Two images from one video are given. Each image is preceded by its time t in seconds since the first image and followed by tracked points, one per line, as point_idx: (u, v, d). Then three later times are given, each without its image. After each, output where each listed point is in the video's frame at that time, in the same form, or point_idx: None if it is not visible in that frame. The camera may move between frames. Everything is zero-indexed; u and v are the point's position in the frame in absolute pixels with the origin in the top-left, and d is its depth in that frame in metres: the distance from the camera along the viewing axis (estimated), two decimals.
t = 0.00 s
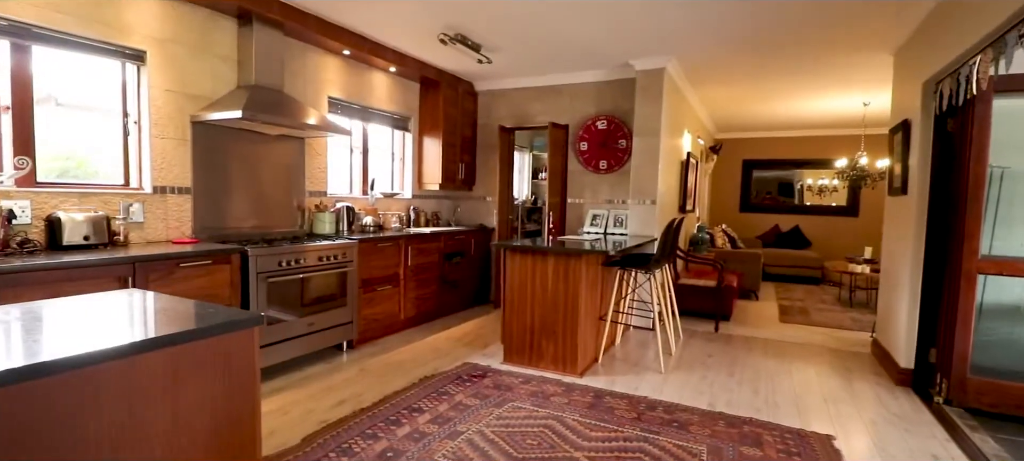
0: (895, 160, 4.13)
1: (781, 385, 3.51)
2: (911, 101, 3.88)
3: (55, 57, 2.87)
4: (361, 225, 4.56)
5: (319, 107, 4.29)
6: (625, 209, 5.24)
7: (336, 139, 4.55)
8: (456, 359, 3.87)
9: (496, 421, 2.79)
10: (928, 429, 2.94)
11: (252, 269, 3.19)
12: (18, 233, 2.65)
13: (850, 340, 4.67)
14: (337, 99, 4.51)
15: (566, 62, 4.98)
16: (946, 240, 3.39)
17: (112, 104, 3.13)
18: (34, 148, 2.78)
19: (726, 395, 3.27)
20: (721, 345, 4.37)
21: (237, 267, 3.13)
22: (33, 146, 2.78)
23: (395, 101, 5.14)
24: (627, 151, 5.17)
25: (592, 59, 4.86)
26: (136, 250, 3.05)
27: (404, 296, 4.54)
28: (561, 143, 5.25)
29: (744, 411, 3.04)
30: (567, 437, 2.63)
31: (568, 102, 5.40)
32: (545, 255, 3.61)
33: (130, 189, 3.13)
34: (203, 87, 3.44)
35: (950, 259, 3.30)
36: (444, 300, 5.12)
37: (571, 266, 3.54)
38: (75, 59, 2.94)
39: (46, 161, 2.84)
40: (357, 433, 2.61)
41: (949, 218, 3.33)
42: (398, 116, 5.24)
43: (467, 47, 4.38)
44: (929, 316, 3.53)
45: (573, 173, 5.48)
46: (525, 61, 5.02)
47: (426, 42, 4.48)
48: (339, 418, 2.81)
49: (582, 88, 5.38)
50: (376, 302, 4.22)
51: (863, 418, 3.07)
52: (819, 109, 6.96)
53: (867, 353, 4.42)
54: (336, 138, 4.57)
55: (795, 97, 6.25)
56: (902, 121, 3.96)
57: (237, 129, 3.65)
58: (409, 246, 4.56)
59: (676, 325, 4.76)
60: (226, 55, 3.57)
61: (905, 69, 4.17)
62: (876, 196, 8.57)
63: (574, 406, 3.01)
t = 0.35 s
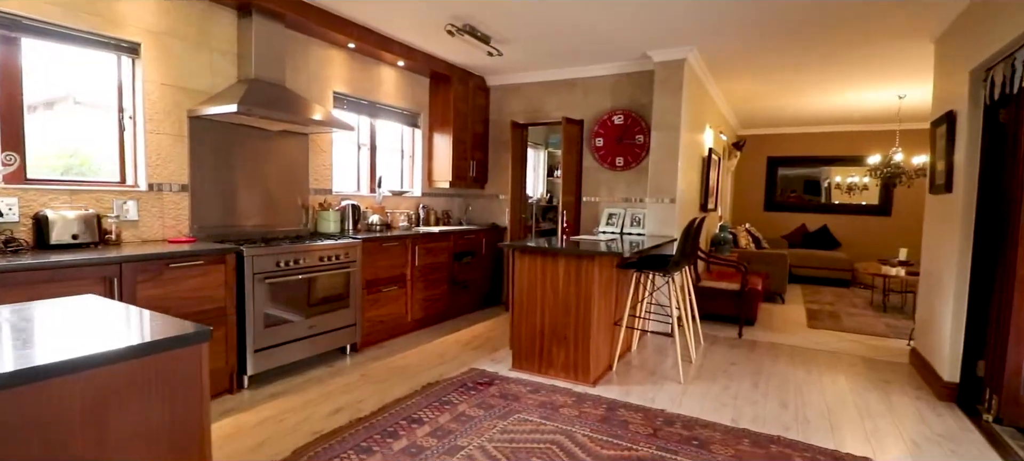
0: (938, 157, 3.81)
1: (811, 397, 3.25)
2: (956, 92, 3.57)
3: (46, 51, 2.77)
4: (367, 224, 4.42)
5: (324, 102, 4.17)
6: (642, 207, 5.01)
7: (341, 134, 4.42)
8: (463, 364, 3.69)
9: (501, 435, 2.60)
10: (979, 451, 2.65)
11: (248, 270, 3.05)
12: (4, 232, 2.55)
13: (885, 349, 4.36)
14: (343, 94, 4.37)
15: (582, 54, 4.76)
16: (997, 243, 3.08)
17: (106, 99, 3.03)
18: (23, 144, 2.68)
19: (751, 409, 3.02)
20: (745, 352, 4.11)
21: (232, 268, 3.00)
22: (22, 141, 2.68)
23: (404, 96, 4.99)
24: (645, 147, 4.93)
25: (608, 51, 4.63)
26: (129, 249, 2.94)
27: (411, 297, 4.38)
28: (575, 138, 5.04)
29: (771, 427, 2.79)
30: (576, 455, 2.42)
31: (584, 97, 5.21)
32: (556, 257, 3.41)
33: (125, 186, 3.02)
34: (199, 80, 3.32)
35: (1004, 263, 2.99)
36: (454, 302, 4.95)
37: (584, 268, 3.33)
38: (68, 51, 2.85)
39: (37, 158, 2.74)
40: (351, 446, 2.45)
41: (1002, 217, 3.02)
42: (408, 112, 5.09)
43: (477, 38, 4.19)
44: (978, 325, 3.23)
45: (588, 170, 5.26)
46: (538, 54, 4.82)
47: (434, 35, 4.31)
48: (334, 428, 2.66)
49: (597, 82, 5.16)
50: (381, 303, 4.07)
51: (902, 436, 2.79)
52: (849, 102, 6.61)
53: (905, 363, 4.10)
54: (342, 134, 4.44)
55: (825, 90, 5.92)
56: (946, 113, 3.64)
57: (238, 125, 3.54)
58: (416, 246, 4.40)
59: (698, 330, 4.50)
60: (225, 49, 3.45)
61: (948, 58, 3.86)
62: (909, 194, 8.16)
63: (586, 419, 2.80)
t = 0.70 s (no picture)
0: (995, 152, 3.46)
1: (852, 417, 2.96)
2: (1017, 81, 3.22)
3: (47, 48, 2.71)
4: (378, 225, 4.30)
5: (334, 100, 4.06)
6: (666, 208, 4.75)
7: (353, 133, 4.32)
8: (473, 373, 3.51)
9: (507, 454, 2.40)
10: None
11: (249, 273, 2.95)
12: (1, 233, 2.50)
13: (934, 364, 4.00)
14: (354, 92, 4.26)
15: (602, 47, 4.54)
16: None
17: (109, 97, 2.96)
18: (22, 143, 2.63)
19: (785, 430, 2.74)
20: (779, 364, 3.81)
21: (232, 271, 2.90)
22: (21, 141, 2.62)
23: (419, 94, 4.86)
24: (669, 145, 4.67)
25: (630, 43, 4.40)
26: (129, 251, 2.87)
27: (422, 301, 4.23)
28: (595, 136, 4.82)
29: (807, 451, 2.52)
30: None
31: (605, 94, 5.00)
32: (571, 261, 3.20)
33: (127, 186, 2.95)
34: (202, 78, 3.23)
35: None
36: (469, 306, 4.79)
37: (601, 273, 3.11)
38: (69, 49, 2.78)
39: (37, 157, 2.69)
40: None
41: None
42: (423, 110, 4.95)
43: (490, 32, 4.02)
44: None
45: (610, 170, 5.03)
46: (556, 48, 4.61)
47: (447, 30, 4.16)
48: (331, 442, 2.51)
49: (619, 77, 4.92)
50: (391, 308, 3.93)
51: None
52: (892, 96, 6.18)
53: (957, 379, 3.74)
54: (353, 133, 4.33)
55: (865, 84, 5.55)
56: (1005, 105, 3.29)
57: (244, 124, 3.45)
58: (429, 248, 4.26)
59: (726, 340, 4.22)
60: (230, 46, 3.37)
61: (1006, 44, 3.50)
62: (958, 194, 7.63)
63: (601, 437, 2.58)
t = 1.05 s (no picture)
0: None
1: (904, 448, 2.63)
2: None
3: (53, 50, 2.69)
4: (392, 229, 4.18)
5: (348, 101, 3.97)
6: (696, 212, 4.46)
7: (367, 134, 4.22)
8: (486, 386, 3.33)
9: None
10: None
11: (251, 278, 2.85)
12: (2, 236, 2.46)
13: (999, 386, 3.58)
14: (369, 92, 4.16)
15: (627, 42, 4.30)
16: None
17: (117, 99, 2.93)
18: (27, 146, 2.60)
19: None
20: (819, 383, 3.48)
21: (234, 277, 2.81)
22: (26, 143, 2.60)
23: (437, 95, 4.73)
24: (699, 144, 4.38)
25: (657, 37, 4.14)
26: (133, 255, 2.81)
27: (437, 308, 4.08)
28: (619, 136, 4.58)
29: None
30: None
31: (630, 91, 4.75)
32: (588, 270, 2.99)
33: (133, 189, 2.90)
34: (210, 78, 3.17)
35: None
36: (487, 313, 4.61)
37: (620, 283, 2.89)
38: (76, 51, 2.76)
39: (42, 159, 2.66)
40: None
41: None
42: (441, 111, 4.82)
43: (507, 28, 3.84)
44: None
45: (635, 171, 4.78)
46: (578, 44, 4.40)
47: (463, 27, 4.01)
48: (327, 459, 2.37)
49: (645, 74, 4.66)
50: (403, 315, 3.80)
51: None
52: (947, 91, 5.69)
53: None
54: (367, 134, 4.23)
55: (918, 77, 5.11)
56: None
57: (254, 126, 3.38)
58: (444, 253, 4.11)
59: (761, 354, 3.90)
60: (239, 46, 3.30)
61: None
62: (1022, 197, 7.00)
63: None
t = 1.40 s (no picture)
0: None
1: None
2: None
3: (66, 54, 2.67)
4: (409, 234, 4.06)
5: (365, 103, 3.88)
6: (730, 218, 4.16)
7: (384, 137, 4.13)
8: (499, 400, 3.15)
9: None
10: None
11: (255, 284, 2.77)
12: (10, 239, 2.44)
13: None
14: (386, 94, 4.07)
15: (655, 37, 4.06)
16: None
17: (130, 102, 2.90)
18: (38, 149, 2.59)
19: None
20: (869, 408, 3.14)
21: (237, 283, 2.72)
22: (37, 147, 2.59)
23: (457, 96, 4.60)
24: (734, 145, 4.09)
25: (688, 31, 3.88)
26: (140, 259, 2.77)
27: (453, 317, 3.93)
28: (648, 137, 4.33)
29: None
30: None
31: (660, 90, 4.49)
32: (608, 279, 2.77)
33: (142, 192, 2.87)
34: (223, 81, 3.12)
35: None
36: (507, 322, 4.44)
37: (643, 295, 2.66)
38: (87, 54, 2.73)
39: (54, 162, 2.65)
40: None
41: None
42: (462, 112, 4.69)
43: (526, 24, 3.67)
44: None
45: (665, 174, 4.51)
46: (604, 41, 4.18)
47: (482, 25, 3.86)
48: None
49: (676, 71, 4.40)
50: (417, 323, 3.67)
51: None
52: (1016, 86, 5.17)
53: None
54: (385, 137, 4.14)
55: (983, 70, 4.64)
56: None
57: (266, 129, 3.31)
58: (460, 259, 3.96)
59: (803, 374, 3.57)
60: (253, 47, 3.25)
61: None
62: None
63: None
